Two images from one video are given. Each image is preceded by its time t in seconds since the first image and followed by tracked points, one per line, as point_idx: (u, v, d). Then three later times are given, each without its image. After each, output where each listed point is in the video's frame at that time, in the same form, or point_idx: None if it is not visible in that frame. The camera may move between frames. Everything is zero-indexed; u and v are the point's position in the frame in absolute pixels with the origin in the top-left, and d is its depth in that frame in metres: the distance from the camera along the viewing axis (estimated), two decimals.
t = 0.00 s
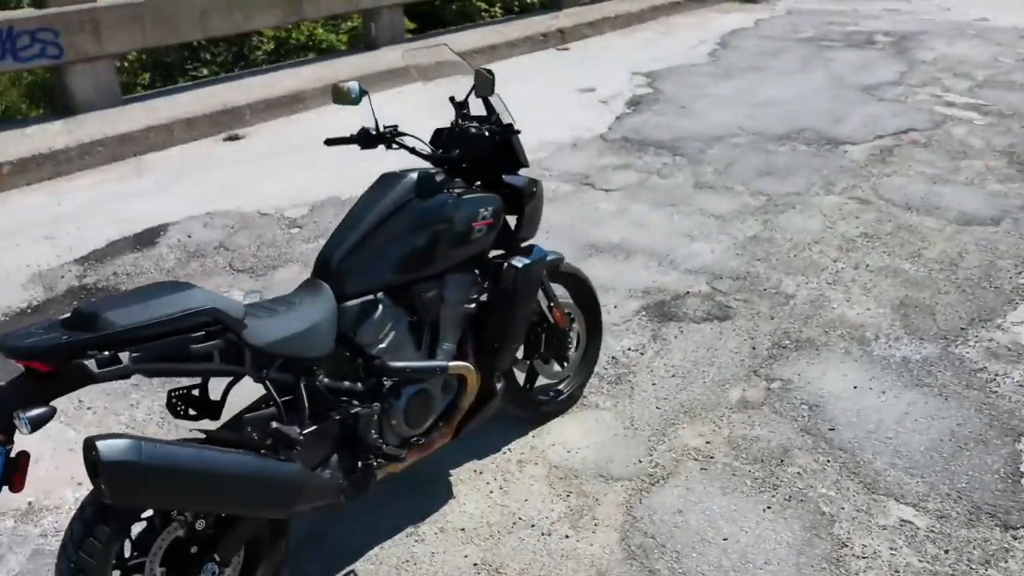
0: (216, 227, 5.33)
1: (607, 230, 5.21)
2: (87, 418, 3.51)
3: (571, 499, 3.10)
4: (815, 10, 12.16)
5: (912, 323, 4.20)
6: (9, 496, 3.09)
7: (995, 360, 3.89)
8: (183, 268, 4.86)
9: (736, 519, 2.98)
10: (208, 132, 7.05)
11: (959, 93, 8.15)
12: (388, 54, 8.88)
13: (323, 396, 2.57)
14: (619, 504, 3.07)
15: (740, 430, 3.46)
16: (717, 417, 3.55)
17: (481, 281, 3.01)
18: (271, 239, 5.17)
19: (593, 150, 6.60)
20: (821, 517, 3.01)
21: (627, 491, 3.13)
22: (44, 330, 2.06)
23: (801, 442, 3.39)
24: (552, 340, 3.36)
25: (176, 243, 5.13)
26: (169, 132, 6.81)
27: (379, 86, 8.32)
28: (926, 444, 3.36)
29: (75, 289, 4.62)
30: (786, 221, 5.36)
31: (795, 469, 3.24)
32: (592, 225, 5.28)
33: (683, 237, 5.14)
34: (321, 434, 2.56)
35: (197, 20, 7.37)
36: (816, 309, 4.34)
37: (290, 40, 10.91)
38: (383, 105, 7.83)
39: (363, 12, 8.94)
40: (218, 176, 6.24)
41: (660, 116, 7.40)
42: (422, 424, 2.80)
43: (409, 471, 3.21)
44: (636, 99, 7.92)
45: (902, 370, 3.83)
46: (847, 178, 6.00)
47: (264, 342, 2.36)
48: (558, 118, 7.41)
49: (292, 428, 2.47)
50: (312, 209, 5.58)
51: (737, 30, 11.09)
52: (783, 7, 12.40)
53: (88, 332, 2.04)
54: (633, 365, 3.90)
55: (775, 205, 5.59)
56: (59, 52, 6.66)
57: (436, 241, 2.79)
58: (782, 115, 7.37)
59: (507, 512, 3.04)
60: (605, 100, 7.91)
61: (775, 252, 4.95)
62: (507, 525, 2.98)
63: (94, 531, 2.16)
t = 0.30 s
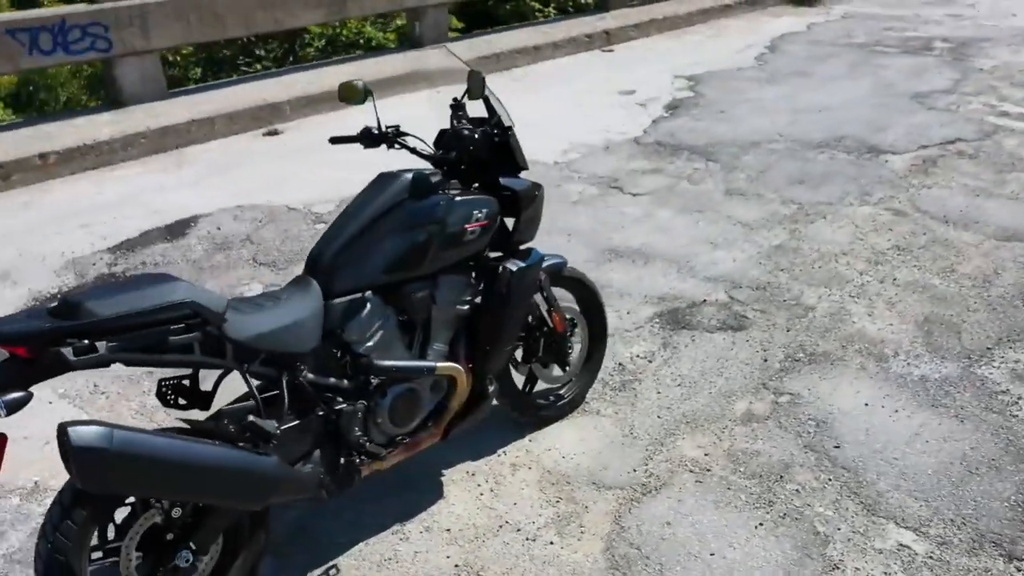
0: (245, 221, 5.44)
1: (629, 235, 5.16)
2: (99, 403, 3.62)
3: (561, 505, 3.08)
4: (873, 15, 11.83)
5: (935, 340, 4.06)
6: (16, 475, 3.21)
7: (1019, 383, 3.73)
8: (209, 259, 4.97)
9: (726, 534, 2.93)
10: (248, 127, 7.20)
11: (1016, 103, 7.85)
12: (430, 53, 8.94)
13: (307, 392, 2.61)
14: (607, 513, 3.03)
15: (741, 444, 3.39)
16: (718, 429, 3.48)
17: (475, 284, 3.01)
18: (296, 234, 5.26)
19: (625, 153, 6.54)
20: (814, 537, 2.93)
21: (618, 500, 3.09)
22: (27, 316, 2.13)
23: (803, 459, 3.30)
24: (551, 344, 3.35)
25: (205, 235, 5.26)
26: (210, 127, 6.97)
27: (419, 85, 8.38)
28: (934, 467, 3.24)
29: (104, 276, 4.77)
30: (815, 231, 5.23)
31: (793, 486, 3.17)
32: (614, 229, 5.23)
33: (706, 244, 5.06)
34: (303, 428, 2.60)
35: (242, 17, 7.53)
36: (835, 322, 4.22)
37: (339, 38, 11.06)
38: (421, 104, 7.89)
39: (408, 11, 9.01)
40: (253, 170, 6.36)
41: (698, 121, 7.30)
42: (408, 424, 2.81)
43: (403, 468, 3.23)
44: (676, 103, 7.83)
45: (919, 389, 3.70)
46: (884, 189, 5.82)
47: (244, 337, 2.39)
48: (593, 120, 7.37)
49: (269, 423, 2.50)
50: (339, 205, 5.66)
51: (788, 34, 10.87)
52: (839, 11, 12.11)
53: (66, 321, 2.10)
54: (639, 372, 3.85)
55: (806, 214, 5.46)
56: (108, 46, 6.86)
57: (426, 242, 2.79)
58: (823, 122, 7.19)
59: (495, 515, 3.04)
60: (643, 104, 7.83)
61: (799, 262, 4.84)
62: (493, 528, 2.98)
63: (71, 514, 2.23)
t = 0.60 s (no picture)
0: (273, 214, 5.53)
1: (652, 240, 5.10)
2: (113, 387, 3.73)
3: (549, 510, 3.06)
4: (934, 19, 11.45)
5: (957, 359, 3.91)
6: (28, 454, 3.33)
7: None
8: (235, 250, 5.08)
9: (713, 548, 2.88)
10: (287, 121, 7.32)
11: None
12: (473, 51, 8.96)
13: (292, 386, 2.64)
14: (594, 521, 3.01)
15: (740, 456, 3.32)
16: (719, 440, 3.42)
17: (469, 286, 3.01)
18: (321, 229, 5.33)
19: (657, 156, 6.47)
20: (805, 556, 2.86)
21: (607, 508, 3.06)
22: (14, 303, 2.19)
23: (804, 475, 3.22)
24: (550, 347, 3.33)
25: (233, 227, 5.37)
26: (250, 121, 7.11)
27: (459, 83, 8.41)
28: (940, 490, 3.13)
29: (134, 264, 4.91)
30: (845, 241, 5.09)
31: (790, 503, 3.09)
32: (637, 233, 5.18)
33: (730, 251, 4.97)
34: (287, 422, 2.64)
35: (286, 13, 7.67)
36: (854, 336, 4.11)
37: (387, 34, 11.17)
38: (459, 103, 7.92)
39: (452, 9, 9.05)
40: (287, 164, 6.48)
41: (736, 125, 7.17)
42: (394, 422, 2.83)
43: (396, 465, 3.26)
44: (716, 106, 7.70)
45: (934, 409, 3.57)
46: (923, 200, 5.64)
47: (226, 329, 2.44)
48: (629, 122, 7.30)
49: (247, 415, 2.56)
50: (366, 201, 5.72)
51: (842, 37, 10.60)
52: (898, 15, 11.76)
53: (51, 309, 2.17)
54: (645, 380, 3.80)
55: (837, 223, 5.33)
56: (156, 40, 7.06)
57: (418, 242, 2.80)
58: (867, 129, 7.00)
59: (482, 516, 3.04)
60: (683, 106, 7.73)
61: (824, 272, 4.72)
62: (478, 530, 2.98)
63: (51, 495, 2.30)
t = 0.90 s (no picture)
0: (303, 207, 5.64)
1: (674, 244, 5.04)
2: (129, 369, 3.85)
3: (537, 512, 3.06)
4: (1000, 24, 11.03)
5: (979, 378, 3.77)
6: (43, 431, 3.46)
7: None
8: (262, 241, 5.19)
9: (698, 559, 2.84)
10: (327, 116, 7.44)
11: None
12: (516, 50, 8.97)
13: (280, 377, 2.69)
14: (580, 526, 2.99)
15: (738, 468, 3.26)
16: (719, 451, 3.36)
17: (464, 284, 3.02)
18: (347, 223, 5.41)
19: (691, 160, 6.38)
20: (793, 573, 2.80)
21: (595, 513, 3.04)
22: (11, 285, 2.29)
23: (802, 490, 3.15)
24: (549, 349, 3.32)
25: (263, 218, 5.49)
26: (291, 115, 7.24)
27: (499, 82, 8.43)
28: (943, 513, 3.03)
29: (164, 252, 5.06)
30: (876, 252, 4.95)
31: (784, 518, 3.02)
32: (661, 238, 5.12)
33: (754, 259, 4.88)
34: (274, 412, 2.69)
35: (331, 9, 7.78)
36: (872, 350, 3.99)
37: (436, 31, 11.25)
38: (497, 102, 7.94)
39: (497, 8, 9.07)
40: (322, 158, 6.58)
41: (776, 130, 7.03)
42: (382, 417, 2.86)
43: (391, 459, 3.29)
44: (758, 110, 7.56)
45: (947, 429, 3.45)
46: (964, 212, 5.44)
47: (212, 319, 2.49)
48: (667, 125, 7.22)
49: (228, 403, 2.62)
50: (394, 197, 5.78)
51: (899, 41, 10.29)
52: (962, 19, 11.36)
53: (40, 293, 2.25)
54: (650, 386, 3.76)
55: (869, 233, 5.18)
56: (203, 34, 7.24)
57: (411, 238, 2.82)
58: (913, 137, 6.79)
59: (469, 515, 3.05)
60: (723, 109, 7.61)
61: (850, 283, 4.60)
62: (463, 528, 2.98)
63: (39, 472, 2.38)
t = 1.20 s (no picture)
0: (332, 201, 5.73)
1: (696, 249, 4.98)
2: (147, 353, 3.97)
3: (525, 512, 3.06)
4: None
5: (999, 398, 3.63)
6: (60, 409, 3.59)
7: None
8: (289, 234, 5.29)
9: (681, 568, 2.81)
10: (366, 112, 7.54)
11: None
12: (559, 49, 8.95)
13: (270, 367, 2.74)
14: (566, 528, 2.98)
15: (734, 478, 3.21)
16: (716, 459, 3.31)
17: (459, 282, 3.04)
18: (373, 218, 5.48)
19: (725, 164, 6.29)
20: None
21: (582, 516, 3.03)
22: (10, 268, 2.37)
23: (797, 504, 3.08)
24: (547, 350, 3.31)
25: (292, 211, 5.59)
26: (330, 110, 7.36)
27: (540, 81, 8.42)
28: (943, 535, 2.93)
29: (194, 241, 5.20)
30: (906, 263, 4.81)
31: (776, 531, 2.96)
32: (683, 242, 5.06)
33: (777, 266, 4.79)
34: (262, 401, 2.74)
35: (374, 6, 7.87)
36: (889, 364, 3.88)
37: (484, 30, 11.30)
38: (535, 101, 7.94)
39: (541, 7, 9.07)
40: (356, 153, 6.67)
41: (817, 136, 6.88)
42: (372, 411, 2.89)
43: (387, 452, 3.32)
44: (801, 115, 7.41)
45: (958, 449, 3.34)
46: (1005, 224, 5.25)
47: (202, 307, 2.55)
48: (704, 128, 7.12)
49: (214, 390, 2.68)
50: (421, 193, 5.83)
51: (958, 47, 9.95)
52: None
53: (37, 275, 2.33)
54: (654, 391, 3.71)
55: (901, 244, 5.04)
56: (248, 29, 7.41)
57: (405, 235, 2.85)
58: (960, 146, 6.57)
59: (457, 511, 3.06)
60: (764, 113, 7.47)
61: (874, 295, 4.48)
62: (450, 524, 3.00)
63: (32, 448, 2.47)
